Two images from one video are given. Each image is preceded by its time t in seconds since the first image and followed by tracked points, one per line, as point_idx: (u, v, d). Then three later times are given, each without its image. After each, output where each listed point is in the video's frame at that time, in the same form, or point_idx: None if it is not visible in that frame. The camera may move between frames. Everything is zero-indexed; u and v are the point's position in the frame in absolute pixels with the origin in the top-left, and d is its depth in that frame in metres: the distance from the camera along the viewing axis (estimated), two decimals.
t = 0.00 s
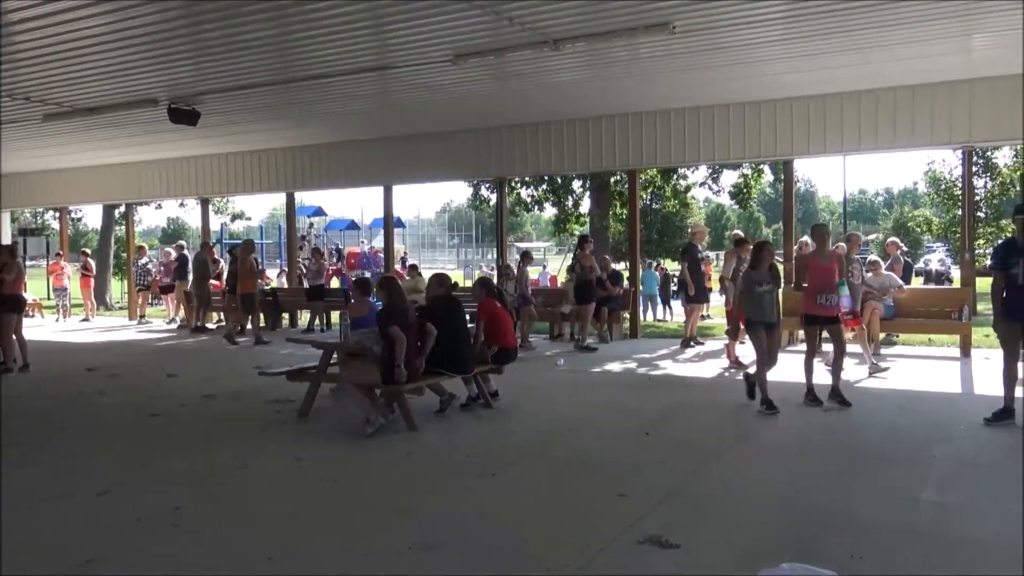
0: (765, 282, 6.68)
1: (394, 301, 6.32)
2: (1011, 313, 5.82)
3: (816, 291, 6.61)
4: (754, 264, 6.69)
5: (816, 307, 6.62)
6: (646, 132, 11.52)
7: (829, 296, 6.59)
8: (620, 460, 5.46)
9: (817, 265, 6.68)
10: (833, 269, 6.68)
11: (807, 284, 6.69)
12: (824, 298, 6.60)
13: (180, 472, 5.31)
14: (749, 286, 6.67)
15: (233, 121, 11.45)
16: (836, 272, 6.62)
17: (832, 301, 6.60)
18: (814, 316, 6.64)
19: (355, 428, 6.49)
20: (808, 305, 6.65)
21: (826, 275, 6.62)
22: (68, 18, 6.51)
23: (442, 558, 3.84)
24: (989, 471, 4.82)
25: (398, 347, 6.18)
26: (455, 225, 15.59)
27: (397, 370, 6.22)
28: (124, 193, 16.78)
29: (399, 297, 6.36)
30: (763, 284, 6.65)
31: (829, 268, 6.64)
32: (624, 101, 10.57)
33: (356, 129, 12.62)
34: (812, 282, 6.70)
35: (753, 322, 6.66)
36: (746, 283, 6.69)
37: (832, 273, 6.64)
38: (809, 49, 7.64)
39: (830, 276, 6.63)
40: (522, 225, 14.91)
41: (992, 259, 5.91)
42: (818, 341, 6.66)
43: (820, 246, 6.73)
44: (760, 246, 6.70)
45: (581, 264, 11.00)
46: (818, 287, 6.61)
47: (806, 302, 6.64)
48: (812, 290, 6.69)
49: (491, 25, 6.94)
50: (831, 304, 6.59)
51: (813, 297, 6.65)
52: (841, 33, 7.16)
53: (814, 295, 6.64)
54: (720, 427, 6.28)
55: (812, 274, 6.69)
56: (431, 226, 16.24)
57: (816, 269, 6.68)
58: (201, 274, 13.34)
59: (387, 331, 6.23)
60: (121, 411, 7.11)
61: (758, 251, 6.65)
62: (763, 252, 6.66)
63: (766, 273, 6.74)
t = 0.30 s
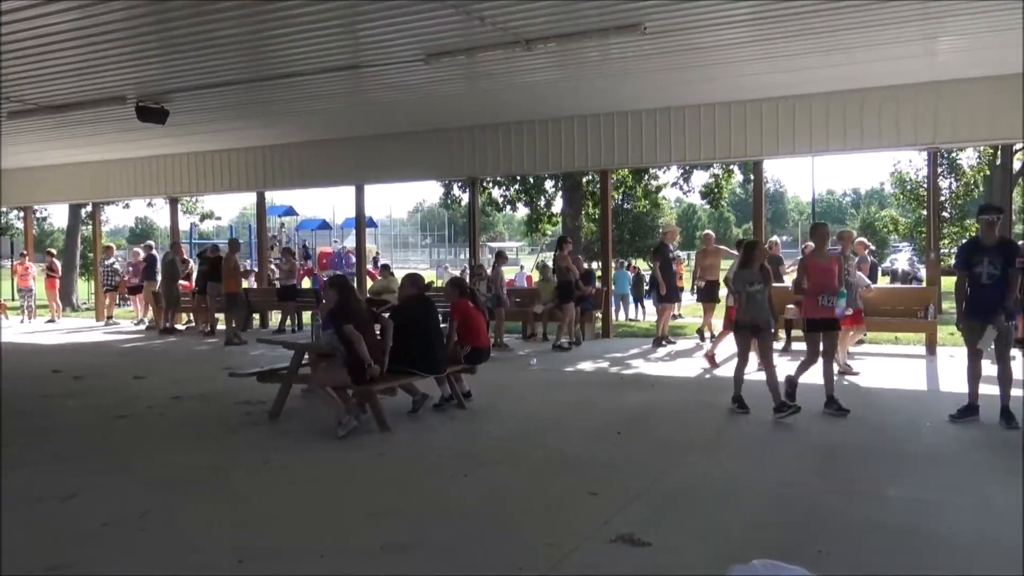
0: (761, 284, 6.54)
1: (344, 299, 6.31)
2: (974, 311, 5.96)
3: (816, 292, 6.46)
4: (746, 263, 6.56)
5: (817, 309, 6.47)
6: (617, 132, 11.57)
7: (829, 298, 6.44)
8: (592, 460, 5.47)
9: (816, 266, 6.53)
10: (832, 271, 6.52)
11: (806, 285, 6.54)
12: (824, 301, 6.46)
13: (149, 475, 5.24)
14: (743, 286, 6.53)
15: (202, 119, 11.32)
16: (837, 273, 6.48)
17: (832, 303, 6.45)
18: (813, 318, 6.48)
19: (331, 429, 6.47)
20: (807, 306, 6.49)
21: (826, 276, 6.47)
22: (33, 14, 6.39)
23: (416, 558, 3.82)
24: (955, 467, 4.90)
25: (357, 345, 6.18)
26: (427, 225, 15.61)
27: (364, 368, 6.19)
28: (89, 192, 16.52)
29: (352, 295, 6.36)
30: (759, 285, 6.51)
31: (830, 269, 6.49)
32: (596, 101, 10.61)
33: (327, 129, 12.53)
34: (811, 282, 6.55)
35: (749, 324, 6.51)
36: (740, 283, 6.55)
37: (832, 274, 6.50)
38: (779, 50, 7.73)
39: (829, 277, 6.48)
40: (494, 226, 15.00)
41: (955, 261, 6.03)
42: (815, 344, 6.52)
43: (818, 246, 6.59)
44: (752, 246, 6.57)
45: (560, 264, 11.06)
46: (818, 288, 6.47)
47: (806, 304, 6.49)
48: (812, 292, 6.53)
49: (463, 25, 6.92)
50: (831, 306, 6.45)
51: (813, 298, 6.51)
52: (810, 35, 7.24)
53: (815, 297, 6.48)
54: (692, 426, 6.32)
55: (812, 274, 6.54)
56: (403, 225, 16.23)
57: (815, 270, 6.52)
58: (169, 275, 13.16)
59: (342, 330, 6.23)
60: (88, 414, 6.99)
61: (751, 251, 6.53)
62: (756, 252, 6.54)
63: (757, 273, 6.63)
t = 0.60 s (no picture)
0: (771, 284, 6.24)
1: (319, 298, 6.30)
2: (951, 311, 5.97)
3: (825, 294, 6.26)
4: (756, 263, 6.23)
5: (825, 312, 6.24)
6: (599, 133, 11.59)
7: (837, 301, 6.25)
8: (573, 460, 5.48)
9: (825, 267, 6.34)
10: (839, 273, 6.34)
11: (814, 287, 6.34)
12: (833, 303, 6.24)
13: (127, 477, 5.20)
14: (754, 286, 6.20)
15: (180, 118, 11.25)
16: (846, 275, 6.31)
17: (840, 306, 6.26)
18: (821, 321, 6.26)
19: (314, 430, 6.46)
20: (817, 308, 6.25)
21: (835, 277, 6.29)
22: (7, 11, 6.32)
23: (396, 559, 3.81)
24: (932, 465, 4.95)
25: (328, 346, 6.16)
26: (409, 226, 15.69)
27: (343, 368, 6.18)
28: (66, 191, 16.33)
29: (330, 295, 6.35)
30: (770, 286, 6.22)
31: (839, 270, 6.30)
32: (577, 102, 10.64)
33: (308, 128, 12.48)
34: (818, 284, 6.36)
35: (760, 326, 6.19)
36: (751, 284, 6.20)
37: (840, 276, 6.32)
38: (758, 52, 7.79)
39: (839, 279, 6.29)
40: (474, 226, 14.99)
41: (932, 261, 6.06)
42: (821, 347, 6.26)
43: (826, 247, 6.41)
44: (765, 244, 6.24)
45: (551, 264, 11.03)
46: (827, 291, 6.27)
47: (814, 305, 6.27)
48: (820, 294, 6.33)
49: (444, 24, 6.92)
50: (839, 309, 6.24)
51: (822, 300, 6.28)
52: (790, 36, 7.28)
53: (823, 298, 6.27)
54: (672, 426, 6.35)
55: (820, 276, 6.36)
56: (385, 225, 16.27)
57: (824, 271, 6.35)
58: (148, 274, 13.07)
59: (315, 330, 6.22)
60: (64, 415, 6.92)
61: (764, 250, 6.18)
62: (769, 252, 6.21)
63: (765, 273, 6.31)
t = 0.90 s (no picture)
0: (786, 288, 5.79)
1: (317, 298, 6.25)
2: (929, 310, 6.02)
3: (839, 295, 5.88)
4: (771, 267, 5.77)
5: (840, 313, 5.89)
6: (580, 133, 11.61)
7: (852, 301, 5.88)
8: (555, 459, 5.48)
9: (837, 267, 5.90)
10: (853, 272, 5.91)
11: (827, 289, 5.92)
12: (847, 304, 5.89)
13: (106, 480, 5.14)
14: (767, 292, 5.75)
15: (159, 118, 11.16)
16: (859, 273, 5.90)
17: (854, 306, 5.90)
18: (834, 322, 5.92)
19: (296, 431, 6.43)
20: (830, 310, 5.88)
21: (849, 277, 5.87)
22: None
23: (376, 561, 3.79)
24: (912, 463, 5.00)
25: (323, 346, 6.13)
26: (391, 226, 15.76)
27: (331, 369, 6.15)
28: (43, 191, 16.14)
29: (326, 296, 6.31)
30: (785, 290, 5.78)
31: (852, 270, 5.88)
32: (559, 102, 10.66)
33: (289, 127, 12.43)
34: (829, 284, 5.94)
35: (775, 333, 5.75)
36: (765, 289, 5.78)
37: (854, 276, 5.91)
38: (738, 53, 7.83)
39: (852, 279, 5.88)
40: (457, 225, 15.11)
41: (909, 262, 6.08)
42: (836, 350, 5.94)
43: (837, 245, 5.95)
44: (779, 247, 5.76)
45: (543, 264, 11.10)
46: (842, 292, 5.88)
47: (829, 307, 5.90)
48: (832, 295, 5.94)
49: (426, 24, 6.90)
50: (854, 310, 5.89)
51: (835, 301, 5.90)
52: (771, 37, 7.32)
53: (836, 299, 5.90)
54: (653, 426, 6.36)
55: (831, 277, 5.92)
56: (367, 225, 16.30)
57: (836, 271, 5.91)
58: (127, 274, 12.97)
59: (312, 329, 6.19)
60: (41, 418, 6.83)
61: (779, 253, 5.73)
62: (783, 254, 5.76)
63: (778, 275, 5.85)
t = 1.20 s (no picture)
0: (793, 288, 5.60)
1: (320, 298, 6.18)
2: (897, 310, 6.11)
3: (840, 299, 5.69)
4: (777, 264, 5.59)
5: (839, 319, 5.70)
6: (552, 134, 11.62)
7: (853, 307, 5.69)
8: (528, 459, 5.49)
9: (840, 272, 5.70)
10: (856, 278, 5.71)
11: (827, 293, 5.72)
12: (847, 309, 5.69)
13: (73, 482, 5.06)
14: (776, 290, 5.57)
15: (127, 115, 11.01)
16: (862, 279, 5.70)
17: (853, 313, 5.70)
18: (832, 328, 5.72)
19: (264, 432, 6.36)
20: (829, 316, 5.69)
21: (851, 284, 5.67)
22: None
23: (349, 561, 3.77)
24: (880, 461, 5.07)
25: (318, 346, 6.10)
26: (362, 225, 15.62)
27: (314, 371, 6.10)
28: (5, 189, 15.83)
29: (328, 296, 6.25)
30: (792, 289, 5.59)
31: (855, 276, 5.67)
32: (531, 102, 10.68)
33: (259, 126, 12.31)
34: (831, 288, 5.74)
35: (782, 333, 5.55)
36: (774, 287, 5.58)
37: (856, 282, 5.70)
38: (707, 55, 7.91)
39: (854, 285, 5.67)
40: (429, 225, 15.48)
41: (875, 262, 6.21)
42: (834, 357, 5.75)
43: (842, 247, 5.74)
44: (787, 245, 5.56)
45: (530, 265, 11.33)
46: (843, 296, 5.68)
47: (828, 312, 5.70)
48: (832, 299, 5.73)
49: (399, 23, 6.87)
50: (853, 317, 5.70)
51: (835, 306, 5.71)
52: (741, 40, 7.40)
53: (837, 305, 5.71)
54: (626, 425, 6.39)
55: (833, 281, 5.72)
56: (337, 225, 16.16)
57: (839, 274, 5.71)
58: (93, 273, 12.73)
59: (311, 328, 6.15)
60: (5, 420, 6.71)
61: (788, 251, 5.54)
62: (792, 251, 5.58)
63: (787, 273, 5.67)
